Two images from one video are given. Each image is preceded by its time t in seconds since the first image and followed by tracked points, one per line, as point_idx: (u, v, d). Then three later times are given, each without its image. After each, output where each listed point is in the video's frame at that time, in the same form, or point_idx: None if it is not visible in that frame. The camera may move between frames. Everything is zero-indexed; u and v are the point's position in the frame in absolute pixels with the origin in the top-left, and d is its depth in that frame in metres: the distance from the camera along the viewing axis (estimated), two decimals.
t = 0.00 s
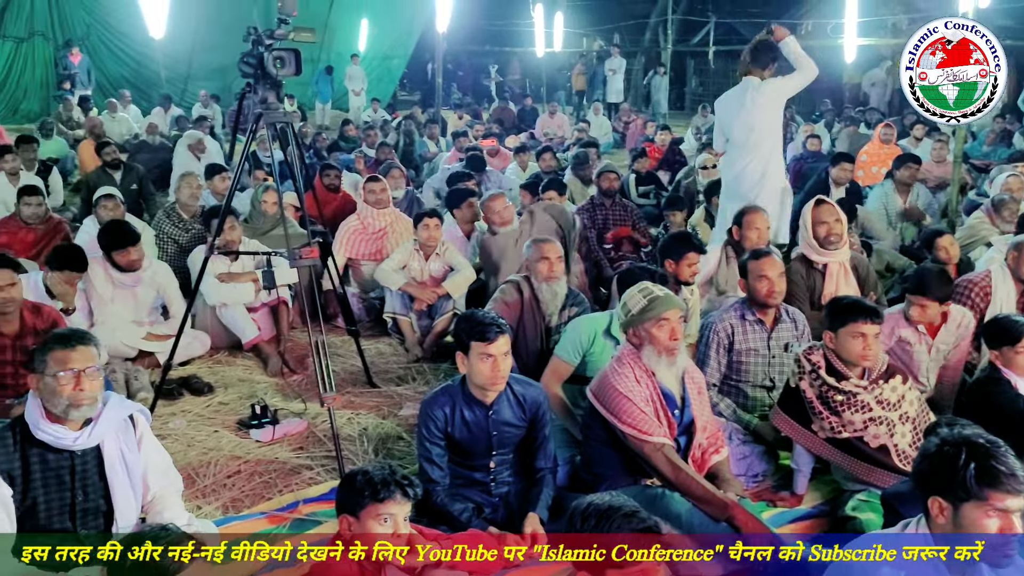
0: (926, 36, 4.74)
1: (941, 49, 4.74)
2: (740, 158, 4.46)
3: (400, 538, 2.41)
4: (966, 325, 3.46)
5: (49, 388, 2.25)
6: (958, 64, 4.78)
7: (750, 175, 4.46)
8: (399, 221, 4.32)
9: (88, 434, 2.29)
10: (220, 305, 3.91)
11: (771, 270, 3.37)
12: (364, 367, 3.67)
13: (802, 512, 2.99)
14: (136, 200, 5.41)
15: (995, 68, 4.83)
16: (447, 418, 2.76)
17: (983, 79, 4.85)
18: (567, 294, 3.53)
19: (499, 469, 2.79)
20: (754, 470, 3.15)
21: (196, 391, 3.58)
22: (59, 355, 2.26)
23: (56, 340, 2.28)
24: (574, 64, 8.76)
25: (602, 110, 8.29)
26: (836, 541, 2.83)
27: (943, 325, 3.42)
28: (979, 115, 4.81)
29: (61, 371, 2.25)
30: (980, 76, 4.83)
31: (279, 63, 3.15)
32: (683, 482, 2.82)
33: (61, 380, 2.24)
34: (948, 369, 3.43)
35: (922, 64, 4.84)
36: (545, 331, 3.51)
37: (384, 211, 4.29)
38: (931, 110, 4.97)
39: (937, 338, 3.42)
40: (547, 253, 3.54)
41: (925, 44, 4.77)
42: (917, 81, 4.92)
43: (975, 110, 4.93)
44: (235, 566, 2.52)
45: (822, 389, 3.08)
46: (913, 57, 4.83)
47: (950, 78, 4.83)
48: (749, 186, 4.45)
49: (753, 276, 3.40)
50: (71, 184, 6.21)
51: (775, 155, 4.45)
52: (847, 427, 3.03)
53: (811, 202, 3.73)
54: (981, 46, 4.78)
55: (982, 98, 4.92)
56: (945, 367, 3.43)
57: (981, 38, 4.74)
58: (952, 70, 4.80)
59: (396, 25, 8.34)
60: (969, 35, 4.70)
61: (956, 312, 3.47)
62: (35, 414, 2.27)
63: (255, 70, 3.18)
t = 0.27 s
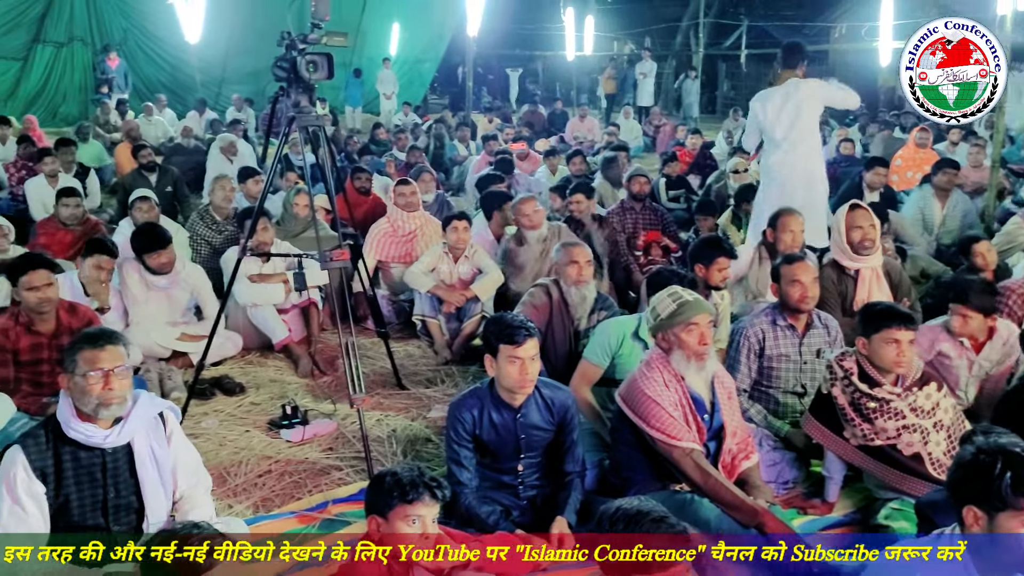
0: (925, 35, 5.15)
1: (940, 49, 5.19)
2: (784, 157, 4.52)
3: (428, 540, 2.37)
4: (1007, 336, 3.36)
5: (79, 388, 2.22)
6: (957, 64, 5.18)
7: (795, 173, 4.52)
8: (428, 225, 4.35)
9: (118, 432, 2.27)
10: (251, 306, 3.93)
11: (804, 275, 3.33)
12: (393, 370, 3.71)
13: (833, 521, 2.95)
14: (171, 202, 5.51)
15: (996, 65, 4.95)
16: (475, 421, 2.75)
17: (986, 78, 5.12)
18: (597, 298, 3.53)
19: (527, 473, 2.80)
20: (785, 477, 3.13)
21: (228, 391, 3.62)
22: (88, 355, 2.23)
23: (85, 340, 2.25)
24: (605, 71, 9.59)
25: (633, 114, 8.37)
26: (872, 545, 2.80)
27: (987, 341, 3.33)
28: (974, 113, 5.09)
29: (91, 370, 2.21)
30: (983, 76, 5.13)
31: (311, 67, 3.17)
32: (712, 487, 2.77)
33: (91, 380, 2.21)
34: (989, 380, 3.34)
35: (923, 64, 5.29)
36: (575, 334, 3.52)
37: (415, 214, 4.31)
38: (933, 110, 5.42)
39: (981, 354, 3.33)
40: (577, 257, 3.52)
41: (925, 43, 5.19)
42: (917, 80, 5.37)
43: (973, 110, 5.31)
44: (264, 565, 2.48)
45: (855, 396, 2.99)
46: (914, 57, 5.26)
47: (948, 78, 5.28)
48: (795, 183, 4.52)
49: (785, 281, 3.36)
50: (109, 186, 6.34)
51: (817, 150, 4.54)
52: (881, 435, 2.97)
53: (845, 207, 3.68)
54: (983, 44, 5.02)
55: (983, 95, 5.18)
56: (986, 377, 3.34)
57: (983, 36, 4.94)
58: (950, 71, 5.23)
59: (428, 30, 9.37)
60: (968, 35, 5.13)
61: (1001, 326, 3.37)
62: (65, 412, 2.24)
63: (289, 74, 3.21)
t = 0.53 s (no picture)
0: (926, 34, 5.21)
1: (941, 48, 5.22)
2: (814, 158, 4.51)
3: (446, 541, 2.37)
4: None
5: (104, 390, 2.23)
6: (958, 63, 5.31)
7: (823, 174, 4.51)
8: (446, 227, 4.36)
9: (142, 435, 2.27)
10: (270, 307, 3.95)
11: (824, 280, 3.30)
12: (411, 372, 3.72)
13: (853, 526, 2.91)
14: (192, 204, 5.55)
15: (997, 69, 5.44)
16: (492, 423, 2.74)
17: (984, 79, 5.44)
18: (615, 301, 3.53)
19: (544, 475, 2.78)
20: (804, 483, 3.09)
21: (247, 392, 3.65)
22: (112, 358, 2.24)
23: (109, 343, 2.26)
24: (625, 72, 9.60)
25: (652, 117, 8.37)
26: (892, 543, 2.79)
27: (1008, 344, 3.29)
28: (976, 114, 5.37)
29: (116, 373, 2.23)
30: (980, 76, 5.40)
31: (331, 69, 3.19)
32: (730, 492, 2.76)
33: (116, 383, 2.23)
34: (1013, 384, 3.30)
35: (923, 63, 5.30)
36: (592, 337, 3.51)
37: (433, 216, 4.32)
38: (934, 110, 5.52)
39: (1002, 358, 3.29)
40: (595, 261, 3.53)
41: (927, 43, 5.23)
42: (918, 80, 5.41)
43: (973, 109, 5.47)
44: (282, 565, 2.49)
45: (875, 401, 2.98)
46: (915, 57, 5.29)
47: (950, 77, 5.35)
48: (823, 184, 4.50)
49: (805, 285, 3.33)
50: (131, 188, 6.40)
51: (847, 153, 4.52)
52: (901, 440, 2.95)
53: (865, 211, 3.65)
54: (983, 46, 5.36)
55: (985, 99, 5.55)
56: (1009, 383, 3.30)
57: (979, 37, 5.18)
58: (953, 70, 5.32)
59: (447, 32, 9.30)
60: (968, 35, 5.27)
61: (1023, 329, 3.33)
62: (89, 413, 2.24)
63: (309, 76, 3.23)
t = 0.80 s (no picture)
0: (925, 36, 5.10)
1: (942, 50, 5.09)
2: (836, 159, 4.52)
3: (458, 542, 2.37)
4: None
5: (131, 394, 2.24)
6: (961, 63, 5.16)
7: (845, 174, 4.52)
8: (461, 229, 4.37)
9: (166, 441, 2.28)
10: (285, 308, 3.96)
11: (840, 283, 3.28)
12: (424, 375, 3.73)
13: (868, 532, 2.89)
14: (207, 206, 5.58)
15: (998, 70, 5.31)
16: (505, 425, 2.74)
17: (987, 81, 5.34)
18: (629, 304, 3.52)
19: (558, 478, 2.78)
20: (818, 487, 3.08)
21: (261, 392, 3.66)
22: (140, 362, 2.25)
23: (139, 346, 2.27)
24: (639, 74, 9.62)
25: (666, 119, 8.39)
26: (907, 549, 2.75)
27: (1011, 341, 3.27)
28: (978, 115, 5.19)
29: (144, 378, 2.23)
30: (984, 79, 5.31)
31: (347, 72, 3.20)
32: (744, 496, 2.74)
33: (144, 387, 2.23)
34: None
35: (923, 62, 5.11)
36: (606, 340, 3.51)
37: (447, 218, 4.33)
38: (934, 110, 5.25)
39: (1006, 355, 3.27)
40: (609, 263, 3.51)
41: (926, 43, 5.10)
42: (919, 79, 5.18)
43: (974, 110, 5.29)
44: (294, 565, 2.49)
45: (890, 406, 2.95)
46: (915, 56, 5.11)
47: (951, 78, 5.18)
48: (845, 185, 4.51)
49: (820, 289, 3.30)
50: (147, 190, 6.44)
51: (869, 158, 4.51)
52: (917, 445, 2.92)
53: (882, 215, 3.62)
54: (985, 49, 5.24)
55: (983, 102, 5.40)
56: None
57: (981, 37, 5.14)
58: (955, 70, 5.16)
59: (462, 35, 9.30)
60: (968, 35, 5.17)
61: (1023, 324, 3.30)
62: (115, 417, 2.26)
63: (324, 79, 3.24)
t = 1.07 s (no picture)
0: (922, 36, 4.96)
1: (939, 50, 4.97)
2: (860, 162, 4.53)
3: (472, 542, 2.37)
4: None
5: (154, 395, 2.26)
6: (955, 64, 5.13)
7: (868, 167, 4.53)
8: (477, 230, 4.38)
9: (186, 442, 2.30)
10: (302, 308, 3.98)
11: (858, 287, 3.26)
12: (440, 376, 3.73)
13: (885, 537, 2.86)
14: (226, 207, 5.62)
15: (995, 66, 5.33)
16: (521, 427, 2.73)
17: (983, 81, 5.30)
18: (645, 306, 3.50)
19: (573, 480, 2.77)
20: (835, 491, 3.06)
21: (278, 392, 3.68)
22: (163, 364, 2.26)
23: (161, 348, 2.28)
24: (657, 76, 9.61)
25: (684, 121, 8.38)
26: (927, 565, 2.70)
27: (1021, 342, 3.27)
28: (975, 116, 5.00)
29: (167, 378, 2.24)
30: (978, 77, 5.28)
31: (364, 73, 3.20)
32: (759, 500, 2.73)
33: (165, 389, 2.25)
34: None
35: (922, 64, 4.96)
36: (622, 342, 3.50)
37: (464, 220, 4.36)
38: (935, 111, 4.91)
39: (1018, 356, 3.26)
40: (625, 265, 3.50)
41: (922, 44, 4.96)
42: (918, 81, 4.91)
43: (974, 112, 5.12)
44: (311, 566, 2.50)
45: (909, 411, 2.93)
46: (914, 57, 4.91)
47: (949, 78, 5.11)
48: (868, 177, 4.52)
49: (839, 292, 3.29)
50: (166, 190, 6.49)
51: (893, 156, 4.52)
52: (936, 451, 2.90)
53: (902, 218, 3.60)
54: (980, 46, 5.22)
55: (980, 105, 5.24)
56: None
57: (977, 35, 5.12)
58: (951, 71, 5.11)
59: (478, 36, 9.41)
60: (968, 35, 5.20)
61: None
62: (137, 417, 2.28)
63: (341, 81, 3.25)
